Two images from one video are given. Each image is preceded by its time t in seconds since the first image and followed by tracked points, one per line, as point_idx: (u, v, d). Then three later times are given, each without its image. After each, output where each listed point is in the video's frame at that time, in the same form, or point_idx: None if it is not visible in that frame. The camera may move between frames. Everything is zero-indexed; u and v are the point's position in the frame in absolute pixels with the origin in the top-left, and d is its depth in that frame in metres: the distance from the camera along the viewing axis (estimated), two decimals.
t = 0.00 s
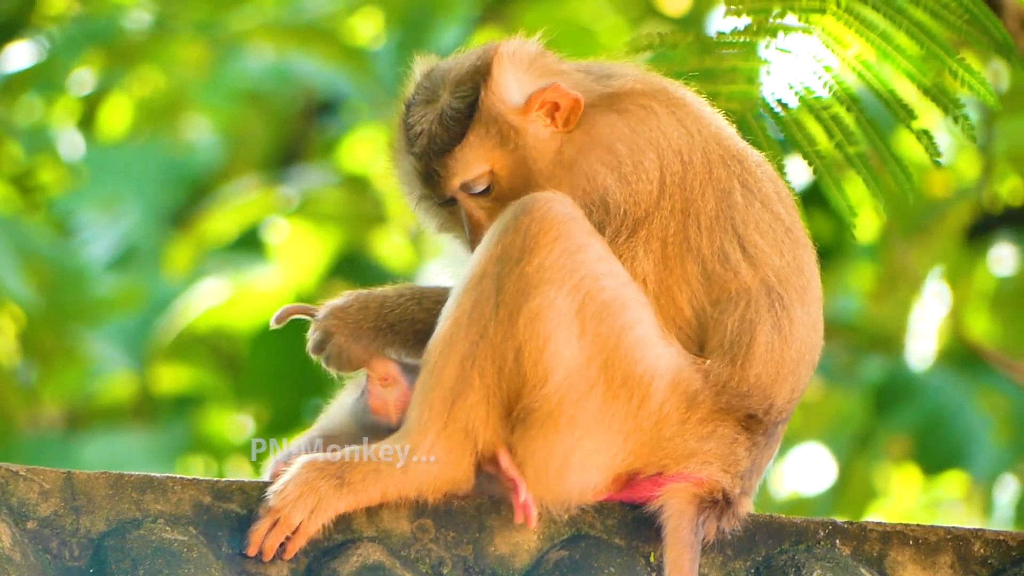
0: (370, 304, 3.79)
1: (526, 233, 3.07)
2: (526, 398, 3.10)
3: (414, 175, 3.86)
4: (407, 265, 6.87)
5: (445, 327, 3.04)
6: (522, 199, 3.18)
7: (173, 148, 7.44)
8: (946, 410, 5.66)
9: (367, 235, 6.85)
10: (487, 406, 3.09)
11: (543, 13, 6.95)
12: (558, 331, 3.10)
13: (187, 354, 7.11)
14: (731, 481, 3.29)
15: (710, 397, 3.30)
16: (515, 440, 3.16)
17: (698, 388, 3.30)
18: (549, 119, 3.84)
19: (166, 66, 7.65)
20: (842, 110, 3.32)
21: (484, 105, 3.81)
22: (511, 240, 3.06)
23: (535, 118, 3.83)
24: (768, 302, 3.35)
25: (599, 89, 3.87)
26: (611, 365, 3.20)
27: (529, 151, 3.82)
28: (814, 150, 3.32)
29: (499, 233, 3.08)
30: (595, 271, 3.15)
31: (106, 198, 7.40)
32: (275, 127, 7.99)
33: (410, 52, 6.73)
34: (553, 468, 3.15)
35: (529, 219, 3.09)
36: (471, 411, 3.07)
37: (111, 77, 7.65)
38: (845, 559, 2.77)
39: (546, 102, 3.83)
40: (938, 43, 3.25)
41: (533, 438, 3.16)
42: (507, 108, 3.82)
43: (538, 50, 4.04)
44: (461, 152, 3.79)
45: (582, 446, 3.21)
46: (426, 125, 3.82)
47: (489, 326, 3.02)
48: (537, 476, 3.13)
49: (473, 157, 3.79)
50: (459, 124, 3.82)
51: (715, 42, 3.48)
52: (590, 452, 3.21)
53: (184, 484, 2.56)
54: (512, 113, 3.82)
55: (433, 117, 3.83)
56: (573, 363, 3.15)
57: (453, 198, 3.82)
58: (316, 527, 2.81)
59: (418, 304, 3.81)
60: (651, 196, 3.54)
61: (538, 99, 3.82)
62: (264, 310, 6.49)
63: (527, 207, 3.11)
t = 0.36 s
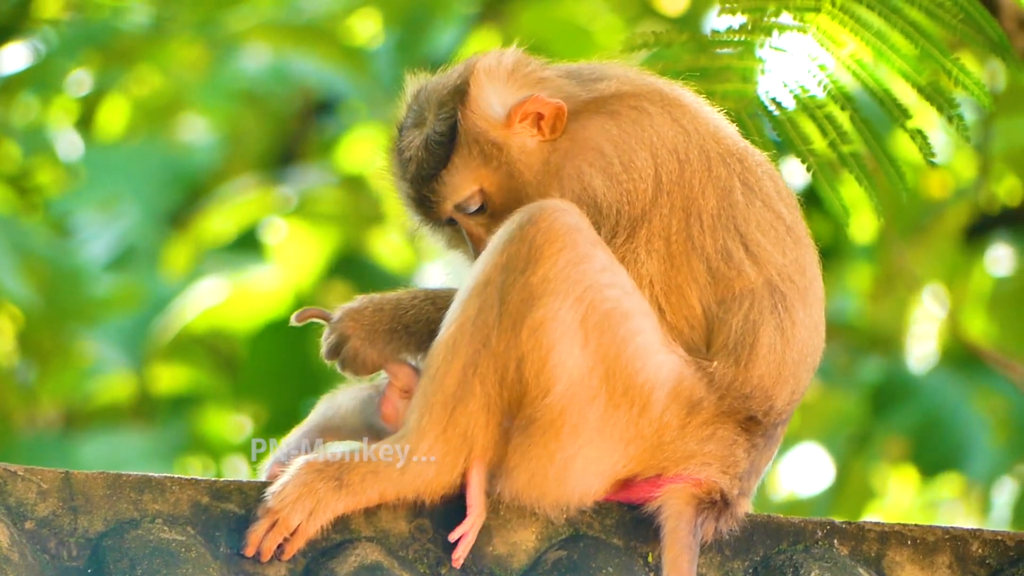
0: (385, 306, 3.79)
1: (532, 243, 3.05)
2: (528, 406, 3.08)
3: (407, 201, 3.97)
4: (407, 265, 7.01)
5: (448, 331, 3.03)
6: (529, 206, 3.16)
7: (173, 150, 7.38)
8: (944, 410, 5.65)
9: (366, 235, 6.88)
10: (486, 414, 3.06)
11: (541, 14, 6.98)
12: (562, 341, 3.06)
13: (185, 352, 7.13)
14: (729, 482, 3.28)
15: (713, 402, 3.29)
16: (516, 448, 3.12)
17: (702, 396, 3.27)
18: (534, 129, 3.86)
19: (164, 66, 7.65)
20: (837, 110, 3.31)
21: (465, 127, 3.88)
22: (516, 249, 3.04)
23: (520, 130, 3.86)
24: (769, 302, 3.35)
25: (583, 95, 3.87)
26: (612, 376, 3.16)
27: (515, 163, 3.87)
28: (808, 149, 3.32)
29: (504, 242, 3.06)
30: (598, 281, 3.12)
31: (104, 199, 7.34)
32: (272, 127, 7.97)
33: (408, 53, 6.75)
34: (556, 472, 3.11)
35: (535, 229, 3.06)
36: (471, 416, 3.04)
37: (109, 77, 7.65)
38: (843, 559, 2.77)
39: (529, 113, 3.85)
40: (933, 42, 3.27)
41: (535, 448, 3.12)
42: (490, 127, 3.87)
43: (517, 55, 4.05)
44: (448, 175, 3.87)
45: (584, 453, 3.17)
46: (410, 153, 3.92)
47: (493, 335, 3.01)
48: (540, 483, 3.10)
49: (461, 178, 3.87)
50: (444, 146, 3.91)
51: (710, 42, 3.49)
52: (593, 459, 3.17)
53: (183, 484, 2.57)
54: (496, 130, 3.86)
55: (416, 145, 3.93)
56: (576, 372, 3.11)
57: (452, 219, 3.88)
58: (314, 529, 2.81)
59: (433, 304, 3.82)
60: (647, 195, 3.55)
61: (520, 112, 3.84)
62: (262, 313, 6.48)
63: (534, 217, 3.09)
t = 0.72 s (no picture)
0: (381, 307, 3.78)
1: (526, 241, 3.04)
2: (522, 403, 3.08)
3: (396, 195, 3.98)
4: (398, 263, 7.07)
5: (442, 329, 3.02)
6: (525, 204, 3.15)
7: (166, 146, 7.37)
8: (937, 407, 5.67)
9: (359, 230, 6.89)
10: (480, 411, 3.07)
11: (534, 9, 7.00)
12: (556, 339, 3.06)
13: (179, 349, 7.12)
14: (722, 479, 3.29)
15: (707, 399, 3.29)
16: (509, 446, 3.12)
17: (695, 393, 3.28)
18: (524, 124, 3.85)
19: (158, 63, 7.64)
20: (833, 106, 3.32)
21: (454, 122, 3.88)
22: (511, 247, 3.04)
23: (509, 125, 3.84)
24: (762, 297, 3.36)
25: (574, 93, 3.87)
26: (606, 374, 3.16)
27: (503, 159, 3.84)
28: (805, 145, 3.34)
29: (499, 240, 3.06)
30: (592, 280, 3.11)
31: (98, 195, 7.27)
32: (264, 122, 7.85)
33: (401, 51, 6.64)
34: (548, 470, 3.11)
35: (529, 228, 3.06)
36: (465, 414, 3.05)
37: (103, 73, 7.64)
38: (836, 555, 2.77)
39: (518, 108, 3.84)
40: (928, 38, 3.26)
41: (528, 445, 3.12)
42: (478, 123, 3.86)
43: (510, 53, 4.05)
44: (436, 169, 3.88)
45: (577, 451, 3.16)
46: (399, 147, 3.93)
47: (487, 332, 3.00)
48: (532, 481, 3.09)
49: (449, 172, 3.87)
50: (433, 141, 3.91)
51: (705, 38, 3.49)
52: (586, 456, 3.18)
53: (176, 481, 2.57)
54: (484, 126, 3.85)
55: (406, 139, 3.94)
56: (570, 371, 3.11)
57: (439, 213, 3.90)
58: (307, 524, 2.81)
59: (429, 302, 3.79)
60: (639, 190, 3.54)
61: (509, 107, 3.83)
62: (255, 308, 6.57)
63: (529, 214, 3.08)
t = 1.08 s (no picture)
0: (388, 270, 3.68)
1: (524, 242, 3.05)
2: (518, 404, 3.08)
3: (396, 205, 3.95)
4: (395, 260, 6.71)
5: (438, 329, 3.03)
6: (522, 205, 3.15)
7: (162, 145, 7.37)
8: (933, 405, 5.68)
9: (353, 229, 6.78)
10: (476, 411, 3.07)
11: (529, 8, 7.03)
12: (553, 340, 3.06)
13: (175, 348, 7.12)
14: (718, 477, 3.28)
15: (703, 398, 3.30)
16: (504, 444, 3.11)
17: (691, 393, 3.28)
18: (518, 124, 3.86)
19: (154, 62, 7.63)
20: (830, 104, 3.32)
21: (447, 126, 3.87)
22: (508, 248, 3.04)
23: (503, 125, 3.85)
24: (759, 296, 3.35)
25: (565, 91, 3.88)
26: (603, 374, 3.16)
27: (499, 158, 3.85)
28: (803, 143, 3.36)
29: (496, 240, 3.06)
30: (589, 280, 3.12)
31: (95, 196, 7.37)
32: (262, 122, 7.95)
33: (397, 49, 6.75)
34: (544, 470, 3.09)
35: (527, 229, 3.06)
36: (461, 414, 3.05)
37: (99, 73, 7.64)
38: (833, 554, 2.78)
39: (511, 107, 3.86)
40: (925, 36, 3.25)
41: (525, 445, 3.12)
42: (473, 123, 3.86)
43: (496, 54, 4.07)
44: (434, 174, 3.87)
45: (574, 452, 3.15)
46: (395, 156, 3.92)
47: (483, 333, 3.01)
48: (528, 481, 3.09)
49: (447, 176, 3.86)
50: (428, 146, 3.90)
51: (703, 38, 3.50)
52: (583, 456, 3.17)
53: (173, 480, 2.58)
54: (479, 127, 3.86)
55: (401, 147, 3.93)
56: (567, 371, 3.11)
57: (441, 218, 3.88)
58: (304, 524, 2.81)
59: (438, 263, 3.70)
60: (635, 189, 3.55)
61: (502, 106, 3.84)
62: (251, 306, 6.49)
63: (526, 216, 3.08)
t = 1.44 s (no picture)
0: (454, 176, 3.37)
1: (520, 243, 3.05)
2: (516, 404, 3.07)
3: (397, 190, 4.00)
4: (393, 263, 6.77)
5: (435, 330, 3.01)
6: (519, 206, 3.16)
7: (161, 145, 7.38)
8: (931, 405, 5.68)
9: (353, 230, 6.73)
10: (472, 412, 3.06)
11: (529, 9, 7.04)
12: (550, 341, 3.05)
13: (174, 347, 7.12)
14: (714, 478, 3.29)
15: (701, 399, 3.30)
16: (501, 444, 3.12)
17: (688, 394, 3.29)
18: (526, 116, 3.89)
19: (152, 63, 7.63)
20: (827, 105, 3.33)
21: (457, 110, 3.94)
22: (505, 249, 3.05)
23: (512, 116, 3.89)
24: (757, 297, 3.35)
25: (575, 89, 3.91)
26: (600, 376, 3.15)
27: (508, 146, 3.87)
28: (800, 143, 3.36)
29: (491, 241, 3.07)
30: (585, 282, 3.12)
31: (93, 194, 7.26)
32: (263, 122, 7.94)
33: (396, 49, 6.76)
34: (541, 470, 3.10)
35: (523, 230, 3.06)
36: (458, 415, 3.04)
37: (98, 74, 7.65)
38: (830, 555, 2.78)
39: (521, 98, 3.90)
40: (923, 38, 3.21)
41: (522, 445, 3.12)
42: (483, 110, 3.92)
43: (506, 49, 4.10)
44: (441, 158, 3.93)
45: (571, 453, 3.16)
46: (402, 141, 3.99)
47: (480, 334, 3.00)
48: (524, 481, 3.09)
49: (453, 161, 3.92)
50: (435, 132, 3.98)
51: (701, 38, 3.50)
52: (580, 458, 3.17)
53: (170, 480, 2.58)
54: (487, 115, 3.90)
55: (408, 133, 3.99)
56: (564, 372, 3.10)
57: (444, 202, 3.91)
58: (301, 524, 2.81)
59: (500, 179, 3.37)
60: (644, 186, 3.56)
61: (511, 97, 3.89)
62: (251, 307, 6.71)
63: (523, 217, 3.09)
